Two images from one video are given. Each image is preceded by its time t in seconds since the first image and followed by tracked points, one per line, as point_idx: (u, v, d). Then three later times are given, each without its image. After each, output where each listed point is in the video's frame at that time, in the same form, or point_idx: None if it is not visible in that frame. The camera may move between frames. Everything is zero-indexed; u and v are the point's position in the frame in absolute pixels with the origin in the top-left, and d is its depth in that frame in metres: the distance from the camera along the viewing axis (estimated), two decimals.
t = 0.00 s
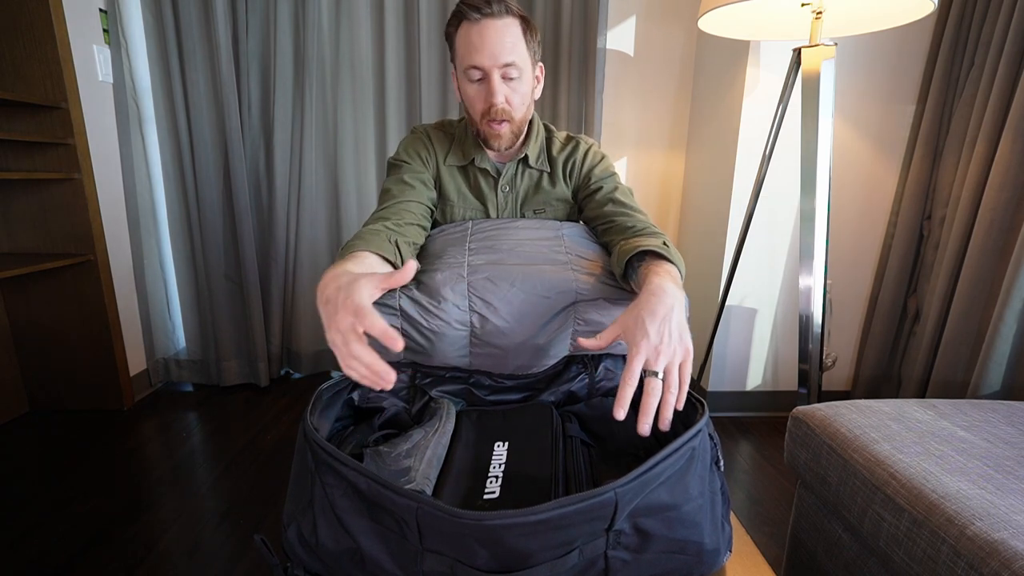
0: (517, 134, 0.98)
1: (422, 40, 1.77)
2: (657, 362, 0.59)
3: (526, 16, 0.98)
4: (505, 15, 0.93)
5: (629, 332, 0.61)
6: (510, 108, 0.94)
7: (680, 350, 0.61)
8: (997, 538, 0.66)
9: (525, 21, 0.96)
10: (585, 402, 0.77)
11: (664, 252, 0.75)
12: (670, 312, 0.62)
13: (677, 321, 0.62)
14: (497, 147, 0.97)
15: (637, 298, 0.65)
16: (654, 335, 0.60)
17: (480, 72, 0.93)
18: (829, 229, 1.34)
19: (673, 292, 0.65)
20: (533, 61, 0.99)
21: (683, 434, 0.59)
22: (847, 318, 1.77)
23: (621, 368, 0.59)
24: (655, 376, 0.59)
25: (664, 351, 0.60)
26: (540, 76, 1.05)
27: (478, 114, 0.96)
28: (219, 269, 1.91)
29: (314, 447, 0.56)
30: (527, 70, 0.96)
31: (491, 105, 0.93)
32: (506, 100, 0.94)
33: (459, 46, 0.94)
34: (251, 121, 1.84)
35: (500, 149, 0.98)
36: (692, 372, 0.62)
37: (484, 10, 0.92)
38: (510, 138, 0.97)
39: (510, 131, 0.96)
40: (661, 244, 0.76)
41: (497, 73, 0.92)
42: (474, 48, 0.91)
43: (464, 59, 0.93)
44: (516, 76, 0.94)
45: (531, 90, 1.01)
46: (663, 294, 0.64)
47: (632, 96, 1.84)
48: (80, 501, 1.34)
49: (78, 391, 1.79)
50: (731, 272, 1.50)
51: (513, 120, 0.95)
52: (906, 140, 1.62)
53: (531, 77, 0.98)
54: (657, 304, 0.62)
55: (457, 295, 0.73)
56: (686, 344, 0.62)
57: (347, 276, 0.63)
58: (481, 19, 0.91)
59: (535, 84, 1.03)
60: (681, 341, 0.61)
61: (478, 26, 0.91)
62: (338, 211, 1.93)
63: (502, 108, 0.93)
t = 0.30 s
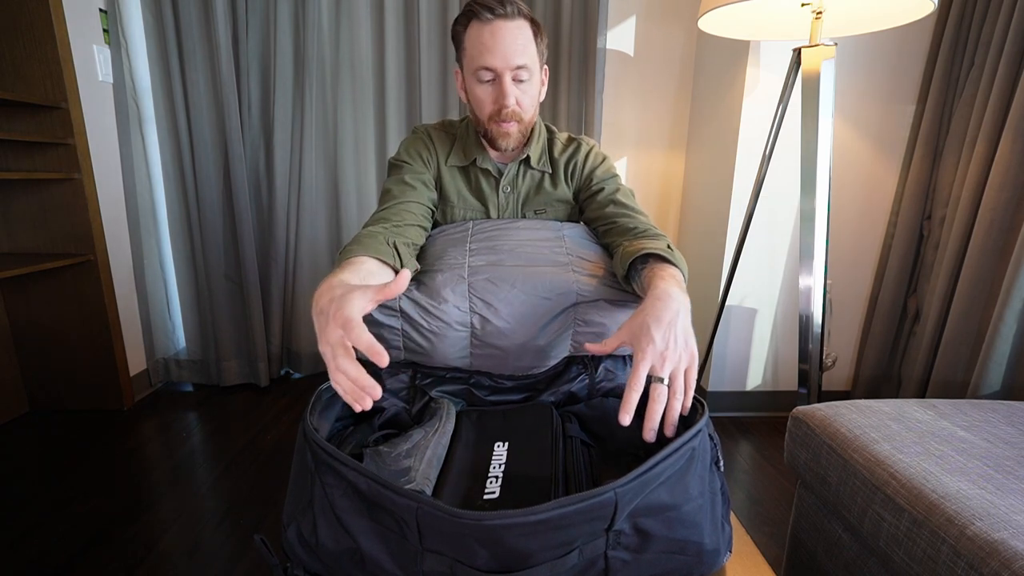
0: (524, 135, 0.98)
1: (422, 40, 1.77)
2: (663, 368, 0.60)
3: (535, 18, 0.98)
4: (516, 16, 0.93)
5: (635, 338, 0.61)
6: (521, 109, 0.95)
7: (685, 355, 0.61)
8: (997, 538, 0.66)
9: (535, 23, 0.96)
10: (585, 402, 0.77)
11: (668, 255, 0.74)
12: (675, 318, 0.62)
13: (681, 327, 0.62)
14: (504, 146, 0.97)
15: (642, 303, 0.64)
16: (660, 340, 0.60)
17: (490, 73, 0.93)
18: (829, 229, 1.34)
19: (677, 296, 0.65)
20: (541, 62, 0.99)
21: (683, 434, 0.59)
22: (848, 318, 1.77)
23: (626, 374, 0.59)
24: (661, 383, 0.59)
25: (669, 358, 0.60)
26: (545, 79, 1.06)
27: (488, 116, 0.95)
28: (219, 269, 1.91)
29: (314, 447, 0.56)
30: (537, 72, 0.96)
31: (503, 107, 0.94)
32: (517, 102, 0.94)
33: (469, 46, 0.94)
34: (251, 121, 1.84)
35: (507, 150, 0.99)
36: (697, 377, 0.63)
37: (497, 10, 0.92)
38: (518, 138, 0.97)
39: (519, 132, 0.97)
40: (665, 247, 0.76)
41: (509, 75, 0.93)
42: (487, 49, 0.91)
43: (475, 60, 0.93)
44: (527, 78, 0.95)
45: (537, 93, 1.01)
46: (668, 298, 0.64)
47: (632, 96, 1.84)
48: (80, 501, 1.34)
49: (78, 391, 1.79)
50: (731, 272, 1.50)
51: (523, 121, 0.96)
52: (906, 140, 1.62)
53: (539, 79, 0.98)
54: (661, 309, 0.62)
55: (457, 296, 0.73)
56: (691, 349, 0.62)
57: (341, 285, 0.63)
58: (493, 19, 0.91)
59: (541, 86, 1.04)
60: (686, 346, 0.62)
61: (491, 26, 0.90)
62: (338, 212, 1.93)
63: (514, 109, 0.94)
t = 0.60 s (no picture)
0: (522, 137, 0.97)
1: (422, 40, 1.77)
2: (663, 354, 0.59)
3: (540, 21, 0.97)
4: (519, 18, 0.93)
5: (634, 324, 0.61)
6: (518, 111, 0.94)
7: (683, 349, 0.61)
8: (997, 538, 0.66)
9: (539, 25, 0.96)
10: (585, 403, 0.77)
11: (669, 255, 0.75)
12: (674, 310, 0.62)
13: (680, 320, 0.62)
14: (500, 148, 0.96)
15: (642, 296, 0.64)
16: (659, 330, 0.60)
17: (489, 74, 0.93)
18: (830, 229, 1.34)
19: (676, 292, 0.65)
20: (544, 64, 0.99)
21: (683, 435, 0.59)
22: (848, 318, 1.77)
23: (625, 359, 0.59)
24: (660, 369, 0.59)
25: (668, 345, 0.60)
26: (549, 82, 1.06)
27: (485, 116, 0.95)
28: (219, 269, 1.91)
29: (314, 446, 0.56)
30: (537, 75, 0.96)
31: (498, 108, 0.93)
32: (514, 103, 0.93)
33: (470, 46, 0.94)
34: (251, 121, 1.84)
35: (503, 151, 0.97)
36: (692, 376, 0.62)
37: (499, 12, 0.92)
38: (514, 141, 0.96)
39: (516, 135, 0.95)
40: (666, 248, 0.76)
41: (507, 76, 0.92)
42: (487, 49, 0.91)
43: (475, 60, 0.93)
44: (525, 81, 0.94)
45: (539, 95, 1.00)
46: (668, 292, 0.64)
47: (632, 96, 1.83)
48: (80, 501, 1.34)
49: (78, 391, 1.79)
50: (731, 272, 1.50)
51: (519, 123, 0.95)
52: (906, 140, 1.62)
53: (540, 82, 0.98)
54: (660, 301, 0.62)
55: (458, 296, 0.73)
56: (689, 345, 0.61)
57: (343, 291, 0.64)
58: (495, 20, 0.91)
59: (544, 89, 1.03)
60: (684, 342, 0.61)
61: (492, 27, 0.90)
62: (338, 212, 1.93)
63: (510, 110, 0.93)
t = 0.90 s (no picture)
0: (515, 142, 0.98)
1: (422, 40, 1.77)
2: (647, 369, 0.59)
3: (540, 22, 0.97)
4: (516, 18, 0.93)
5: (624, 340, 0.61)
6: (511, 112, 0.94)
7: (671, 359, 0.61)
8: (997, 538, 0.66)
9: (537, 26, 0.96)
10: (585, 403, 0.78)
11: (669, 256, 0.75)
12: (667, 317, 0.62)
13: (671, 330, 0.62)
14: (493, 150, 0.97)
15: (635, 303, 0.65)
16: (647, 342, 0.60)
17: (484, 74, 0.93)
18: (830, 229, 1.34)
19: (672, 298, 0.65)
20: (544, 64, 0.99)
21: (683, 435, 0.59)
22: (848, 318, 1.77)
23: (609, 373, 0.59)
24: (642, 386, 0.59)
25: (654, 362, 0.59)
26: (549, 83, 1.05)
27: (479, 116, 0.95)
28: (219, 270, 1.91)
29: (314, 447, 0.56)
30: (533, 77, 0.96)
31: (491, 108, 0.93)
32: (508, 104, 0.94)
33: (468, 46, 0.94)
34: (251, 121, 1.84)
35: (498, 154, 0.98)
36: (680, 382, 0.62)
37: (495, 12, 0.92)
38: (507, 145, 0.97)
39: (508, 137, 0.96)
40: (666, 248, 0.76)
41: (501, 77, 0.92)
42: (481, 50, 0.91)
43: (470, 60, 0.93)
44: (520, 82, 0.94)
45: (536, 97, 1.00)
46: (663, 299, 0.64)
47: (632, 96, 1.84)
48: (80, 501, 1.34)
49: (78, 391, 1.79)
50: (731, 272, 1.50)
51: (513, 125, 0.95)
52: (906, 140, 1.62)
53: (536, 83, 0.97)
54: (653, 311, 0.62)
55: (458, 296, 0.73)
56: (678, 352, 0.62)
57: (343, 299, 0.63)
58: (491, 21, 0.91)
59: (542, 91, 1.03)
60: (674, 349, 0.61)
61: (488, 27, 0.91)
62: (338, 212, 1.93)
63: (503, 111, 0.93)
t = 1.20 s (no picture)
0: (526, 139, 0.98)
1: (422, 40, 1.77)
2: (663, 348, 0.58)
3: (541, 21, 0.97)
4: (522, 20, 0.92)
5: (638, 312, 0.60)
6: (523, 114, 0.94)
7: (685, 336, 0.60)
8: (997, 538, 0.66)
9: (540, 27, 0.96)
10: (585, 402, 0.77)
11: (669, 253, 0.75)
12: (673, 302, 0.62)
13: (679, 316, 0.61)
14: (504, 152, 0.97)
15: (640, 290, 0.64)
16: (661, 316, 0.59)
17: (493, 77, 0.92)
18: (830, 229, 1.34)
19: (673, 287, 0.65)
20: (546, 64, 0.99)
21: (682, 435, 0.59)
22: (848, 318, 1.77)
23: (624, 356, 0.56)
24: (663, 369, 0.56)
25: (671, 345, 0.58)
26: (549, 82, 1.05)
27: (488, 120, 0.94)
28: (219, 270, 1.91)
29: (314, 447, 0.56)
30: (539, 77, 0.96)
31: (504, 111, 0.93)
32: (519, 106, 0.93)
33: (473, 49, 0.93)
34: (251, 121, 1.84)
35: (508, 156, 0.98)
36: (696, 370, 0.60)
37: (503, 14, 0.91)
38: (518, 145, 0.97)
39: (520, 138, 0.96)
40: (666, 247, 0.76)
41: (512, 80, 0.92)
42: (491, 53, 0.90)
43: (479, 63, 0.92)
44: (529, 84, 0.94)
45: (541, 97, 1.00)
46: (666, 284, 0.64)
47: (632, 96, 1.83)
48: (81, 501, 1.34)
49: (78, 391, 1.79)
50: (731, 272, 1.50)
51: (524, 126, 0.95)
52: (906, 140, 1.62)
53: (541, 84, 0.97)
54: (660, 292, 0.62)
55: (458, 296, 0.74)
56: (690, 333, 0.61)
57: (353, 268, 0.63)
58: (498, 23, 0.90)
59: (545, 91, 1.03)
60: (686, 330, 0.61)
61: (496, 30, 0.90)
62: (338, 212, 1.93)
63: (515, 114, 0.93)
